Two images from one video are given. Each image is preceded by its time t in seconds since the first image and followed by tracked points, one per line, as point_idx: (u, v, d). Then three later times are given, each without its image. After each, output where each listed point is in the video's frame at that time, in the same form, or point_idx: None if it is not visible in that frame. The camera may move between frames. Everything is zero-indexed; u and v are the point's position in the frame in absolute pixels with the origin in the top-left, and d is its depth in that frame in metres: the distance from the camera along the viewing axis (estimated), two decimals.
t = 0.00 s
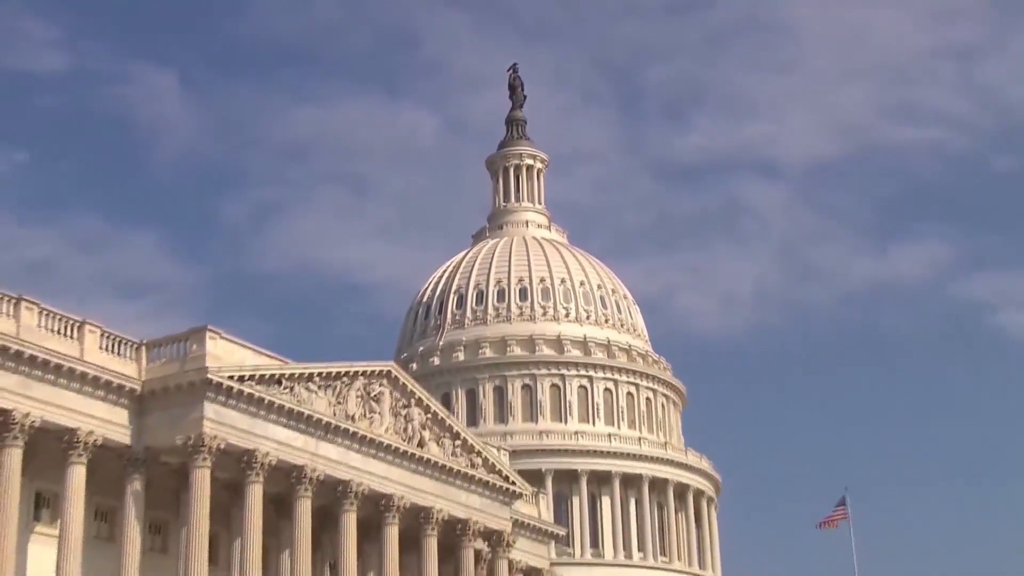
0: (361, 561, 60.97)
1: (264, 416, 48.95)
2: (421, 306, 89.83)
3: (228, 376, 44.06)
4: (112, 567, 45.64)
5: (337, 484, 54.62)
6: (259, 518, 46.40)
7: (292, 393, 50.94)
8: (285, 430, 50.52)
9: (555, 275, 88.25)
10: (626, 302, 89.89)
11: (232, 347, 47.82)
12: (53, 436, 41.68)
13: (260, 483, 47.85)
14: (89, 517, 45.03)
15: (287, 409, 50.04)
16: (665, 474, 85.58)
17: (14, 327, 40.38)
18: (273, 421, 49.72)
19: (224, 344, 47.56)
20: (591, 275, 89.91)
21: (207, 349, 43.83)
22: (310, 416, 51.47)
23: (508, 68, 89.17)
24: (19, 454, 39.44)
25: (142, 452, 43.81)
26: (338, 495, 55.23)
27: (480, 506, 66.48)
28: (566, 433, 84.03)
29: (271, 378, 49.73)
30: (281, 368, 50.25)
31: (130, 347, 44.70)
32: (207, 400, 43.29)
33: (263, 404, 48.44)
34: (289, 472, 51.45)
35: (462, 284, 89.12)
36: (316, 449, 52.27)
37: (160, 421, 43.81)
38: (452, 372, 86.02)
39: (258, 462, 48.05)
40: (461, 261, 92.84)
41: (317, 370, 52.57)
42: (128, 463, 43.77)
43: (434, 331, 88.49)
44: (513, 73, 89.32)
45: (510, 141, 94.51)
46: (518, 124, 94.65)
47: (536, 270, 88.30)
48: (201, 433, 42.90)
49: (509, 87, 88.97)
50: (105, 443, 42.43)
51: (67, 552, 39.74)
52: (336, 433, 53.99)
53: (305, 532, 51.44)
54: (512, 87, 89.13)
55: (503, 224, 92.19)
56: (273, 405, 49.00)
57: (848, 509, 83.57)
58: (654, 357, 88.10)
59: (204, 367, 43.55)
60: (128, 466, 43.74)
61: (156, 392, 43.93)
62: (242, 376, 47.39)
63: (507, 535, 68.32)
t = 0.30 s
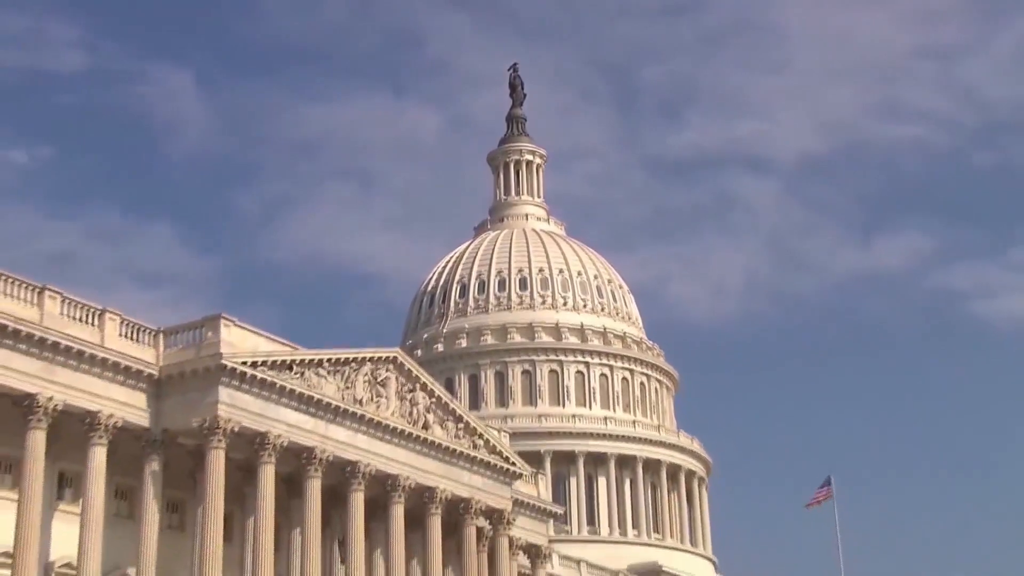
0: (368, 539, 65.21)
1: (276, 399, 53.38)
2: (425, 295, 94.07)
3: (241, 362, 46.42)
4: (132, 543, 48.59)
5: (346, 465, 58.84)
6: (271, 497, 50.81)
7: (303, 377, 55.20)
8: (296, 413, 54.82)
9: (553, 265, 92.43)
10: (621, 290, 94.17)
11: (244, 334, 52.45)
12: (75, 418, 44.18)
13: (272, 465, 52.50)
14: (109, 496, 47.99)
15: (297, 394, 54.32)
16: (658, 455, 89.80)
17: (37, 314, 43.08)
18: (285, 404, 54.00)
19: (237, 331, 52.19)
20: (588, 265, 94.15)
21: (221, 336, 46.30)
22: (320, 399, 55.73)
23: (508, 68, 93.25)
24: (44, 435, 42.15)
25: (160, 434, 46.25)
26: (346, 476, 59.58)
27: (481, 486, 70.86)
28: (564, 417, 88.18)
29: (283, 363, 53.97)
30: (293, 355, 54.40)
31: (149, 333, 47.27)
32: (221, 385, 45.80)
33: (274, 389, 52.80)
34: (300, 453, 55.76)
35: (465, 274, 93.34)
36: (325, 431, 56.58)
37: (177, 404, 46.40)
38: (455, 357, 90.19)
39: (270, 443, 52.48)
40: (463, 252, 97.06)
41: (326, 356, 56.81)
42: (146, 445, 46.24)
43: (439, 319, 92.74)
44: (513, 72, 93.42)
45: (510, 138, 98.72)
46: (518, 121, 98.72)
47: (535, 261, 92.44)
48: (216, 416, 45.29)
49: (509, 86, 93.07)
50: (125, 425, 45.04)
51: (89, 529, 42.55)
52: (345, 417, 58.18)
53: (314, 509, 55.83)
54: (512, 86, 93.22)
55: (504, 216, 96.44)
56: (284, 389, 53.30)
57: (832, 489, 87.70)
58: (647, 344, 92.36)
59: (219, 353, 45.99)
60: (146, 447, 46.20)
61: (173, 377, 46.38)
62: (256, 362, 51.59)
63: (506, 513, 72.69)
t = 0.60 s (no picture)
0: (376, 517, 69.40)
1: (288, 383, 57.58)
2: (430, 284, 98.30)
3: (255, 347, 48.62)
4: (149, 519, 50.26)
5: (354, 446, 63.07)
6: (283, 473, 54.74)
7: (313, 362, 59.38)
8: (307, 395, 58.97)
9: (552, 255, 96.62)
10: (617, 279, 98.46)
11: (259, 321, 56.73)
12: (97, 401, 46.38)
13: (284, 445, 56.63)
14: (128, 475, 49.72)
15: (308, 377, 58.49)
16: (652, 437, 94.05)
17: (61, 301, 45.26)
18: (297, 387, 58.17)
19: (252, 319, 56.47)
20: (586, 255, 98.37)
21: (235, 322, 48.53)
22: (328, 383, 59.88)
23: (509, 66, 97.37)
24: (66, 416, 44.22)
25: (177, 416, 48.35)
26: (354, 456, 63.77)
27: (482, 466, 75.10)
28: (563, 400, 92.30)
29: (295, 349, 58.10)
30: (304, 341, 58.53)
31: (166, 320, 49.57)
32: (235, 369, 47.93)
33: (286, 372, 56.98)
34: (310, 435, 60.00)
35: (468, 264, 97.56)
36: (334, 414, 60.79)
37: (193, 387, 48.57)
38: (458, 343, 94.34)
39: (282, 425, 56.66)
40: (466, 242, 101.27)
41: (335, 342, 60.96)
42: (164, 426, 48.33)
43: (443, 307, 96.97)
44: (515, 70, 97.53)
45: (511, 132, 102.87)
46: (518, 116, 102.73)
47: (535, 251, 96.60)
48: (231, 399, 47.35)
49: (510, 83, 97.18)
50: (142, 408, 47.04)
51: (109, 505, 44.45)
52: (353, 399, 62.33)
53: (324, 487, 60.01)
54: (513, 84, 97.31)
55: (505, 209, 100.64)
56: (296, 373, 57.47)
57: (819, 468, 91.93)
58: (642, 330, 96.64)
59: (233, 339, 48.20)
60: (163, 429, 48.32)
61: (189, 361, 48.57)
62: (268, 348, 55.72)
63: (506, 492, 77.14)
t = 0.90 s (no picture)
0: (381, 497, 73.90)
1: (299, 368, 61.86)
2: (434, 273, 102.67)
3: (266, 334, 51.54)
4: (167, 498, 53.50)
5: (361, 429, 67.41)
6: (294, 454, 58.82)
7: (322, 349, 63.65)
8: (316, 380, 63.28)
9: (551, 246, 100.96)
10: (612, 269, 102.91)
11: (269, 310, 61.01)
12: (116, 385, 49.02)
13: (294, 427, 60.86)
14: (146, 457, 52.83)
15: (317, 362, 62.80)
16: (645, 421, 98.48)
17: (81, 290, 47.58)
18: (307, 372, 62.49)
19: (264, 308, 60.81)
20: (582, 246, 102.78)
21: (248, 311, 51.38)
22: (336, 367, 64.15)
23: (509, 65, 101.67)
24: (86, 400, 46.60)
25: (192, 400, 51.27)
26: (361, 438, 68.09)
27: (484, 447, 79.49)
28: (561, 384, 96.56)
29: (304, 336, 62.37)
30: (313, 328, 62.76)
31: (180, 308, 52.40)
32: (247, 355, 50.80)
33: (297, 358, 61.24)
34: (319, 418, 64.35)
35: (470, 254, 101.92)
36: (341, 398, 65.10)
37: (207, 372, 51.40)
38: (461, 330, 98.65)
39: (293, 408, 60.98)
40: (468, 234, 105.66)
41: (342, 330, 65.17)
42: (179, 410, 51.25)
43: (446, 295, 101.35)
44: (515, 70, 101.82)
45: (511, 129, 107.22)
46: (518, 113, 107.02)
47: (534, 242, 100.93)
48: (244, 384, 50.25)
49: (510, 82, 101.44)
50: (159, 391, 49.79)
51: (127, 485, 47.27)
52: (360, 384, 66.57)
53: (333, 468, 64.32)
54: (513, 82, 101.58)
55: (505, 201, 105.03)
56: (306, 358, 61.74)
57: (805, 450, 96.33)
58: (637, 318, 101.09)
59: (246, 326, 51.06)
60: (179, 413, 51.27)
61: (202, 347, 51.36)
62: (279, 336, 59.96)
63: (507, 473, 81.70)
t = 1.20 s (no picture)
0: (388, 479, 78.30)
1: (309, 355, 66.22)
2: (438, 266, 107.09)
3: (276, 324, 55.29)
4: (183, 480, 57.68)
5: (368, 414, 71.73)
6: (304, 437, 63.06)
7: (331, 337, 67.99)
8: (326, 367, 67.63)
9: (550, 240, 105.39)
10: (608, 261, 107.46)
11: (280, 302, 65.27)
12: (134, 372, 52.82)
13: (304, 412, 65.18)
14: (162, 441, 57.04)
15: (326, 350, 67.13)
16: (641, 407, 102.89)
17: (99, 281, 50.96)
18: (316, 359, 66.85)
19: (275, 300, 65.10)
20: (580, 239, 107.28)
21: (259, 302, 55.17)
22: (344, 355, 68.48)
23: (509, 66, 105.92)
24: (105, 386, 50.24)
25: (206, 386, 55.23)
26: (368, 423, 72.41)
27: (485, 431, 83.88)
28: (559, 371, 100.85)
29: (314, 325, 66.69)
30: (322, 318, 67.08)
31: (195, 299, 56.20)
32: (258, 344, 54.48)
33: (308, 346, 65.60)
34: (328, 404, 68.69)
35: (472, 248, 106.32)
36: (349, 384, 69.44)
37: (221, 360, 55.16)
38: (464, 320, 102.99)
39: (303, 394, 65.36)
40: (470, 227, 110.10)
41: (349, 320, 69.48)
42: (194, 396, 55.31)
43: (450, 287, 105.75)
44: (515, 70, 106.06)
45: (511, 127, 111.58)
46: (518, 111, 111.29)
47: (534, 236, 105.32)
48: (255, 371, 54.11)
49: (511, 82, 105.69)
50: (175, 377, 53.58)
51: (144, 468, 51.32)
52: (367, 370, 70.89)
53: (341, 451, 68.64)
54: (513, 83, 105.83)
55: (505, 197, 109.49)
56: (317, 346, 66.08)
57: (793, 436, 100.73)
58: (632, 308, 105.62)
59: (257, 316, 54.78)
60: (195, 399, 55.30)
61: (216, 336, 55.23)
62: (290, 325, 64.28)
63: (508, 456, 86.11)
